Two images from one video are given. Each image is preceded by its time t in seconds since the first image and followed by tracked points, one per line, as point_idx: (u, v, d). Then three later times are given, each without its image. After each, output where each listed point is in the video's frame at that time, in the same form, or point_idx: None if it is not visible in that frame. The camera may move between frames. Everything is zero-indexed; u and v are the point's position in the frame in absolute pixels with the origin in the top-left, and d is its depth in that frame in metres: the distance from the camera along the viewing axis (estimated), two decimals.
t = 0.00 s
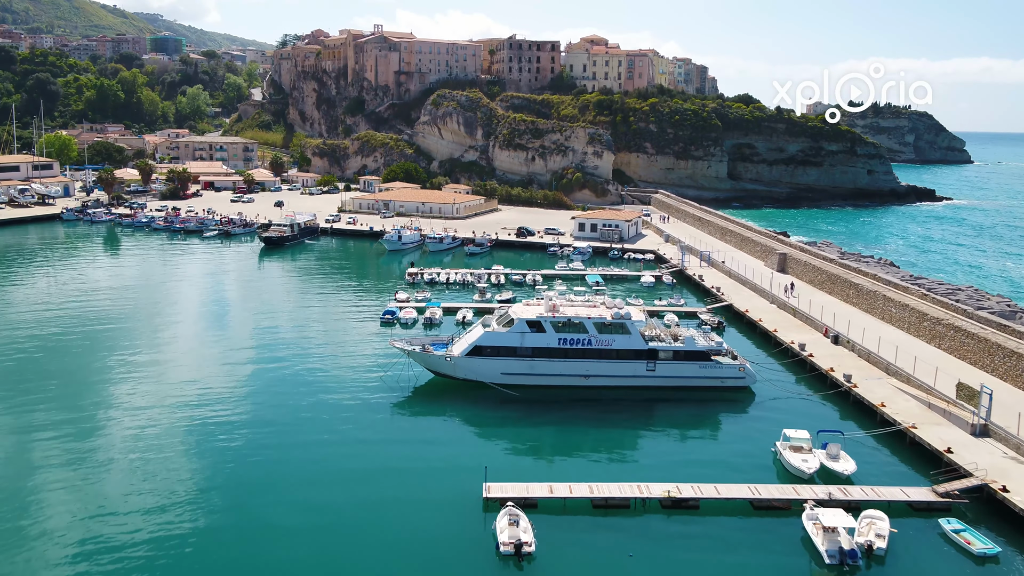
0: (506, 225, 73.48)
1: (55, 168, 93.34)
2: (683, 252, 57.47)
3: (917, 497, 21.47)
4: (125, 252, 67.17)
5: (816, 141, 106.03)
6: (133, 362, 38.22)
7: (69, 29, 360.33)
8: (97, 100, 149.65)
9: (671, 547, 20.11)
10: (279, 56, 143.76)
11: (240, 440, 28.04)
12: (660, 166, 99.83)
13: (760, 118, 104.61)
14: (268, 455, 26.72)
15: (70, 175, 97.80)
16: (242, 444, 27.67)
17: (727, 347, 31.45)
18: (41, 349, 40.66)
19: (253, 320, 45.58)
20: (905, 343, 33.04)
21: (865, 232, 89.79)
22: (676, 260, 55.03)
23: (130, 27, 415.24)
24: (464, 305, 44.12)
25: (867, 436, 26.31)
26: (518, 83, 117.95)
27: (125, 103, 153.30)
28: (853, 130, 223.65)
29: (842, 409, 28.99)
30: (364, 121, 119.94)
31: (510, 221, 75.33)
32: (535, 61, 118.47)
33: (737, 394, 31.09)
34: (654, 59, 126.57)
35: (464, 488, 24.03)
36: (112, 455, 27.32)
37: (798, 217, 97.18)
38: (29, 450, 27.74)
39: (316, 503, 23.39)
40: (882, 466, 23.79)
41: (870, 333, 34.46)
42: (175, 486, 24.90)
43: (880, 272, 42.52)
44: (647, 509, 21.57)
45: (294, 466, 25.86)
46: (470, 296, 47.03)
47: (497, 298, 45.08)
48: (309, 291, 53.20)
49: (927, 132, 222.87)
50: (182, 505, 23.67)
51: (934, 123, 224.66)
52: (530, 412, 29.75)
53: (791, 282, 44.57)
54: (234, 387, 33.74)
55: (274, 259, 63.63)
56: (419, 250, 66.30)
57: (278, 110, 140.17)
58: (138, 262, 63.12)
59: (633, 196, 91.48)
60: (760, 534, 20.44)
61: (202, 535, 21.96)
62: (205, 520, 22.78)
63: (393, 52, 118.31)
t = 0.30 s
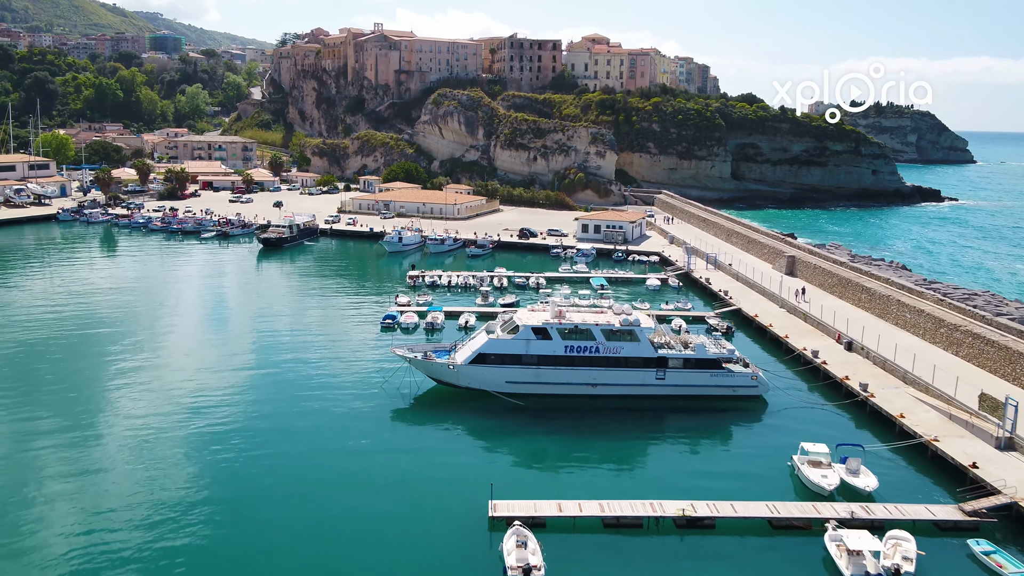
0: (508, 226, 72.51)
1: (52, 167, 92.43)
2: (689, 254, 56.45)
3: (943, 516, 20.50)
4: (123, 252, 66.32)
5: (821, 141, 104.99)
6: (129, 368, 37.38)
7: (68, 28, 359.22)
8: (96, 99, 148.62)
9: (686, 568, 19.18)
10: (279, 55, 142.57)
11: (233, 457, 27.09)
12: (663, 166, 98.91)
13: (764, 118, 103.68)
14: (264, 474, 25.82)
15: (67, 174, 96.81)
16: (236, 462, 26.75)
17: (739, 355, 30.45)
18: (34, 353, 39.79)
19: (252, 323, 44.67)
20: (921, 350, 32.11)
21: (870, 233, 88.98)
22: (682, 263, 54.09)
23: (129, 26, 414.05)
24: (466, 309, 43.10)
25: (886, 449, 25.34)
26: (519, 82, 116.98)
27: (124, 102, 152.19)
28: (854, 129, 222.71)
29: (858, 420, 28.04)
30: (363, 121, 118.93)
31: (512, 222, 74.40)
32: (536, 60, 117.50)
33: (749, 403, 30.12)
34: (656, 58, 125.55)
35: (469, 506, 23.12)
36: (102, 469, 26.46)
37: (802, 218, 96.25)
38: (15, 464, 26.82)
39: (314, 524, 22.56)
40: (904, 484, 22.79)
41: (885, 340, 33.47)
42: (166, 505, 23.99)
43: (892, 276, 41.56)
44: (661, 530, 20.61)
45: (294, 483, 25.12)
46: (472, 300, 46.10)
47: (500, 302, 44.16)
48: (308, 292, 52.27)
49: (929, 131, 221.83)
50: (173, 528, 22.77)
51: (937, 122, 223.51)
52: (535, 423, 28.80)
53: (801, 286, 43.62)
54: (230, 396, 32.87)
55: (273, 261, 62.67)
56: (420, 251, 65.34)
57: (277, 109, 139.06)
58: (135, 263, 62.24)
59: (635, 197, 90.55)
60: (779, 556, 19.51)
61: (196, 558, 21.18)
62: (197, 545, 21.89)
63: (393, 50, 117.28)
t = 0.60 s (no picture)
0: (510, 227, 71.59)
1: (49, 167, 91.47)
2: (695, 256, 55.46)
3: (973, 536, 19.55)
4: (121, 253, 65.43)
5: (826, 141, 104.05)
6: (125, 373, 36.45)
7: (68, 27, 358.08)
8: (94, 98, 147.53)
9: None
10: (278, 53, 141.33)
11: (229, 469, 26.03)
12: (666, 166, 97.98)
13: (768, 118, 102.82)
14: (260, 488, 24.75)
15: (64, 174, 95.83)
16: (232, 475, 25.64)
17: (753, 362, 29.45)
18: (27, 358, 38.86)
19: (251, 326, 43.66)
20: (939, 357, 31.17)
21: (876, 234, 88.10)
22: (688, 265, 53.11)
23: (129, 24, 413.02)
24: (469, 313, 42.19)
25: (907, 463, 24.40)
26: (521, 82, 115.92)
27: (123, 101, 151.07)
28: (857, 129, 221.68)
29: (877, 431, 27.12)
30: (364, 120, 117.99)
31: (514, 224, 73.41)
32: (538, 59, 116.45)
33: (763, 413, 29.15)
34: (658, 57, 124.56)
35: (474, 522, 22.18)
36: (94, 482, 25.44)
37: (807, 218, 95.31)
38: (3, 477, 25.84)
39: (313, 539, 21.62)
40: (930, 503, 21.81)
41: (902, 347, 32.52)
42: (157, 522, 22.89)
43: (905, 280, 40.60)
44: (678, 550, 19.66)
45: (291, 498, 24.03)
46: (475, 304, 45.11)
47: (503, 306, 43.15)
48: (309, 294, 51.32)
49: (932, 131, 220.77)
50: (165, 545, 21.78)
51: (939, 122, 222.57)
52: (543, 433, 27.82)
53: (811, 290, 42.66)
54: (228, 404, 31.88)
55: (272, 262, 61.61)
56: (421, 253, 64.34)
57: (277, 108, 137.80)
58: (132, 264, 61.23)
59: (639, 197, 89.57)
60: None
61: None
62: (191, 562, 20.98)
63: (394, 49, 116.20)
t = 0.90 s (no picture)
0: (513, 228, 70.59)
1: (46, 167, 90.50)
2: (702, 259, 54.45)
3: (1007, 559, 18.60)
4: (118, 254, 64.51)
5: (830, 141, 103.23)
6: (121, 379, 35.50)
7: (67, 26, 357.03)
8: (93, 97, 146.47)
9: None
10: (278, 52, 140.16)
11: (224, 483, 24.97)
12: (670, 166, 97.00)
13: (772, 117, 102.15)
14: (257, 502, 23.70)
15: (61, 174, 94.87)
16: (228, 488, 24.60)
17: (768, 371, 28.48)
18: (20, 363, 37.88)
19: (251, 330, 42.73)
20: (960, 365, 30.20)
21: (882, 235, 87.15)
22: (696, 267, 52.16)
23: (129, 23, 411.79)
24: (473, 318, 41.19)
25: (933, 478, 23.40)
26: (522, 81, 114.94)
27: (122, 100, 150.08)
28: (859, 128, 220.75)
29: (899, 443, 26.15)
30: (364, 120, 117.06)
31: (517, 224, 72.45)
32: (539, 58, 115.49)
33: (778, 422, 28.20)
34: (661, 56, 123.60)
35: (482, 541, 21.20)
36: (84, 495, 24.42)
37: (812, 219, 94.37)
38: None
39: (313, 557, 20.68)
40: (960, 522, 20.78)
41: (921, 354, 31.53)
42: (152, 536, 21.99)
43: (920, 284, 39.61)
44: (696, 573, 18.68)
45: (289, 514, 22.98)
46: (479, 307, 44.13)
47: (508, 310, 42.16)
48: (309, 297, 50.39)
49: (935, 131, 219.63)
50: (159, 561, 20.83)
51: (942, 121, 221.45)
52: (551, 444, 26.83)
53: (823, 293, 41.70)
54: (225, 412, 30.89)
55: (270, 265, 60.59)
56: (422, 254, 63.38)
57: (277, 107, 136.57)
58: (130, 266, 60.27)
59: (642, 198, 88.60)
60: None
61: None
62: None
63: (394, 48, 115.29)
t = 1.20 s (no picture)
0: (516, 229, 69.66)
1: (44, 167, 89.55)
2: (710, 261, 53.49)
3: None
4: (116, 256, 63.62)
5: (835, 140, 102.26)
6: (117, 383, 34.48)
7: (66, 25, 355.69)
8: (92, 96, 145.35)
9: None
10: (278, 51, 139.04)
11: (218, 498, 23.93)
12: (673, 166, 96.02)
13: (777, 117, 101.21)
14: (255, 518, 22.77)
15: (58, 174, 93.92)
16: (222, 504, 23.55)
17: (784, 379, 27.53)
18: (13, 365, 36.87)
19: (252, 331, 41.87)
20: (982, 373, 29.25)
21: (887, 236, 86.40)
22: (704, 270, 51.24)
23: (128, 22, 410.53)
24: (477, 322, 40.22)
25: (960, 494, 22.46)
26: (524, 80, 113.89)
27: (120, 99, 148.91)
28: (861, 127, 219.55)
29: (923, 456, 25.23)
30: (365, 119, 116.11)
31: (520, 225, 71.50)
32: (541, 57, 114.45)
33: (796, 433, 27.24)
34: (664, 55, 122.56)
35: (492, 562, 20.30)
36: (70, 512, 23.28)
37: (818, 219, 93.41)
38: None
39: None
40: (992, 544, 19.84)
41: (941, 361, 30.56)
42: (147, 553, 21.11)
43: (936, 288, 38.65)
44: None
45: (287, 534, 21.95)
46: (484, 311, 43.20)
47: (513, 314, 41.24)
48: (310, 298, 49.44)
49: (937, 130, 218.66)
50: None
51: (944, 121, 220.73)
52: (561, 456, 25.89)
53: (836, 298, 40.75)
54: (222, 419, 29.86)
55: (270, 267, 59.45)
56: (424, 256, 62.45)
57: (277, 106, 135.54)
58: (127, 267, 59.23)
59: (647, 198, 87.66)
60: None
61: None
62: None
63: (395, 47, 114.35)
